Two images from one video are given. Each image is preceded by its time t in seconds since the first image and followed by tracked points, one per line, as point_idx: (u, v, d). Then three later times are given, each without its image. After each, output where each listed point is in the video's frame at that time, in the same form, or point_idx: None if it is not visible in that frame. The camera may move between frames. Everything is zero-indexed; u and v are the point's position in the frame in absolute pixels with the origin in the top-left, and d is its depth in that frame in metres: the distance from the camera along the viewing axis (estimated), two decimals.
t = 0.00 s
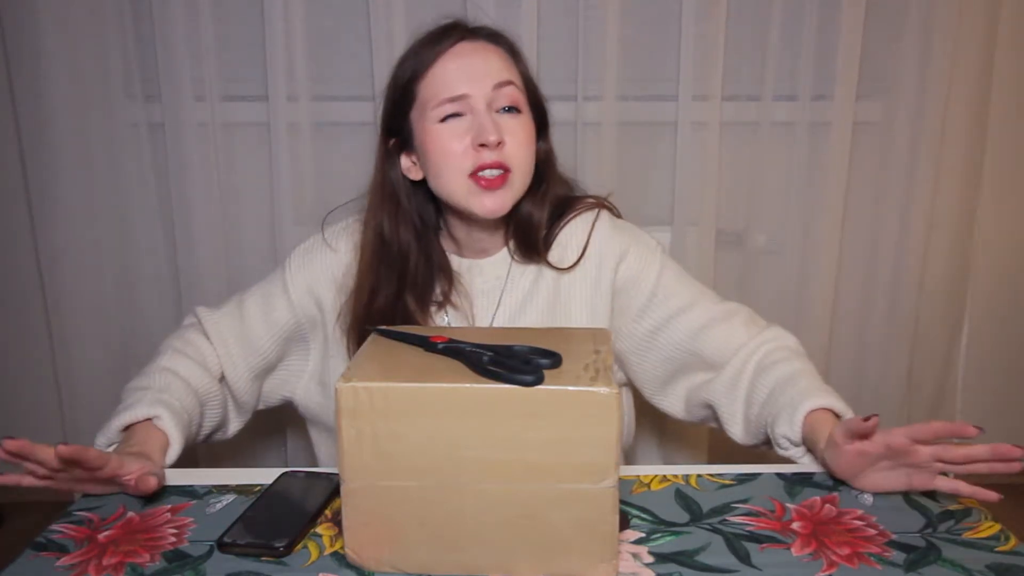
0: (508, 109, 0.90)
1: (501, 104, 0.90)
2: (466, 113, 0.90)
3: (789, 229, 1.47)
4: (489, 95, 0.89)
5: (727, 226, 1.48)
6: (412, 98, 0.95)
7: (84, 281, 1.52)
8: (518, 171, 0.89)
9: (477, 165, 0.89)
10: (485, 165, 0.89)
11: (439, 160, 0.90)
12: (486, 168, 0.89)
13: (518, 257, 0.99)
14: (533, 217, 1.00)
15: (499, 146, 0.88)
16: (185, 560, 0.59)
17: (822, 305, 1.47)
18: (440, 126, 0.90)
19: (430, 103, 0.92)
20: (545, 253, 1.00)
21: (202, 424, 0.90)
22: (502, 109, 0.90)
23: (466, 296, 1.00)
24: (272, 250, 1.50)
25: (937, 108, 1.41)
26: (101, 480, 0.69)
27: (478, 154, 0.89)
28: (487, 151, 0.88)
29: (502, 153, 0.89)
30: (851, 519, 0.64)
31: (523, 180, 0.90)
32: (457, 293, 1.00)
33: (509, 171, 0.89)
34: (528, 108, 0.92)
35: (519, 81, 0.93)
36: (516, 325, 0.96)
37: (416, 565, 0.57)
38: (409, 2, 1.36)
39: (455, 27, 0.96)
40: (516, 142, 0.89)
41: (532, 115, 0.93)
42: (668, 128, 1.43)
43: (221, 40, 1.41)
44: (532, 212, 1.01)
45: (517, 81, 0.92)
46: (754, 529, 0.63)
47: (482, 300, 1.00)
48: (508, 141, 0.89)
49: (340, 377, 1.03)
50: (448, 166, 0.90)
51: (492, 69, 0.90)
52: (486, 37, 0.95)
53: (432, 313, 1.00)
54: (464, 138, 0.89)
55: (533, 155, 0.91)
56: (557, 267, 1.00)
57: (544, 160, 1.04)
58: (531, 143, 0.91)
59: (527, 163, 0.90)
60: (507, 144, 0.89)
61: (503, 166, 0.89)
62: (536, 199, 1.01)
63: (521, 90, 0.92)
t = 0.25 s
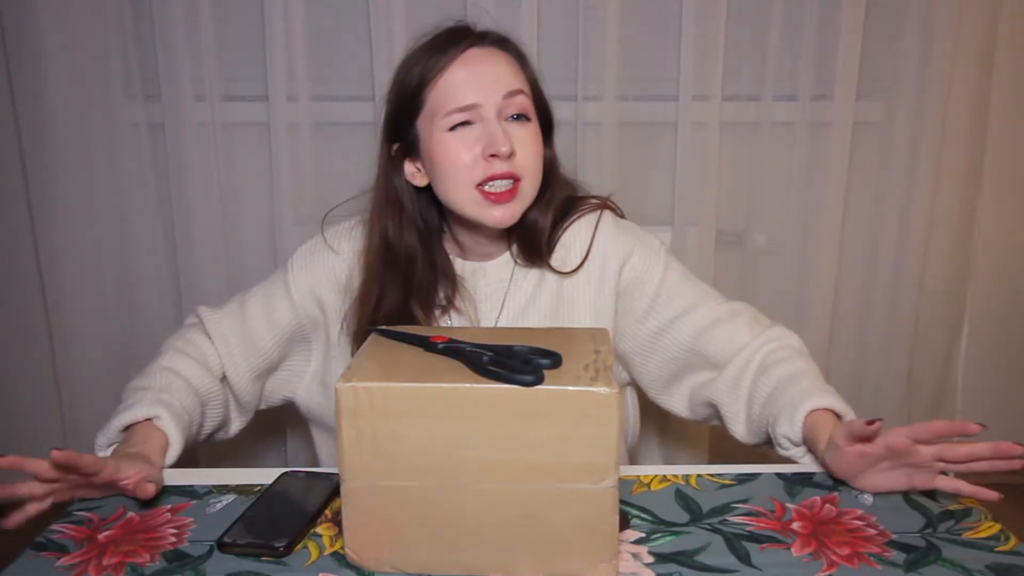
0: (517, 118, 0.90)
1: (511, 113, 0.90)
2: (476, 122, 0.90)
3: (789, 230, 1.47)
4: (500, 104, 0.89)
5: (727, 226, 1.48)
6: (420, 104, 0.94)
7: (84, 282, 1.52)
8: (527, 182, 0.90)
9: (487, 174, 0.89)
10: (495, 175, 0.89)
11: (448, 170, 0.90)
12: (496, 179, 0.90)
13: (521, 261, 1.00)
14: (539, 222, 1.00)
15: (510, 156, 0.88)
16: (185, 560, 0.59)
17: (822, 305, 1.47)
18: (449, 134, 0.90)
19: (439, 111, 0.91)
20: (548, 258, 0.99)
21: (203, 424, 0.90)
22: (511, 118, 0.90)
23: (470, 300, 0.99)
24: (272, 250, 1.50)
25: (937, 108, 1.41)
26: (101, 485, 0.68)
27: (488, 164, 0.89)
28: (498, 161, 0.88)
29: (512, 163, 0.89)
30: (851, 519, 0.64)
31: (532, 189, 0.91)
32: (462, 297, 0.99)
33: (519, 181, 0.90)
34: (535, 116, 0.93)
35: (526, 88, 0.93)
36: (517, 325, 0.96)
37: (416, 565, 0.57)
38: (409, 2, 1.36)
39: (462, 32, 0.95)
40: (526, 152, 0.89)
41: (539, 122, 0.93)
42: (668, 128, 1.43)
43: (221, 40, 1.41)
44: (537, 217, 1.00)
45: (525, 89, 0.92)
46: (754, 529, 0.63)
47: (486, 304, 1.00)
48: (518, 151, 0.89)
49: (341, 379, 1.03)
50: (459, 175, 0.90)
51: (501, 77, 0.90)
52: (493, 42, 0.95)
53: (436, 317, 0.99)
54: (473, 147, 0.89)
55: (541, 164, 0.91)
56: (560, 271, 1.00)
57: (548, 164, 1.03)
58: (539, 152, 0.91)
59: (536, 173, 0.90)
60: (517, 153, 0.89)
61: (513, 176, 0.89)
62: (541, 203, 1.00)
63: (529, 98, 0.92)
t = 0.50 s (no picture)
0: (505, 120, 0.90)
1: (498, 114, 0.89)
2: (460, 122, 0.89)
3: (789, 230, 1.47)
4: (486, 105, 0.89)
5: (727, 226, 1.48)
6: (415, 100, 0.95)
7: (84, 282, 1.52)
8: (509, 184, 0.90)
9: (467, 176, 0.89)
10: (476, 177, 0.89)
11: (431, 168, 0.91)
12: (477, 180, 0.90)
13: (523, 262, 1.00)
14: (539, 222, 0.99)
15: (490, 158, 0.88)
16: (185, 560, 0.59)
17: (823, 305, 1.47)
18: (433, 132, 0.90)
19: (426, 106, 0.91)
20: (550, 259, 0.99)
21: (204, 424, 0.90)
22: (499, 119, 0.89)
23: (472, 301, 1.00)
24: (272, 250, 1.50)
25: (937, 108, 1.41)
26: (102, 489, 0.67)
27: (469, 165, 0.89)
28: (478, 163, 0.88)
29: (492, 165, 0.89)
30: (850, 519, 0.64)
31: (514, 192, 0.90)
32: (464, 299, 0.99)
33: (501, 184, 0.90)
34: (527, 118, 0.92)
35: (520, 90, 0.92)
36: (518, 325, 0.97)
37: (416, 565, 0.57)
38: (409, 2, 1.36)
39: (467, 32, 0.96)
40: (509, 154, 0.89)
41: (532, 125, 0.92)
42: (668, 128, 1.43)
43: (221, 40, 1.41)
44: (537, 218, 1.00)
45: (518, 90, 0.91)
46: (755, 529, 0.63)
47: (488, 305, 1.00)
48: (500, 153, 0.89)
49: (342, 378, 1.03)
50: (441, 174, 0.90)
51: (491, 77, 0.89)
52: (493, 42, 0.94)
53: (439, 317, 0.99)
54: (456, 147, 0.89)
55: (526, 168, 0.91)
56: (562, 273, 1.00)
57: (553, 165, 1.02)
58: (525, 155, 0.91)
59: (519, 176, 0.90)
60: (499, 156, 0.89)
61: (494, 178, 0.90)
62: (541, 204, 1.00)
63: (521, 100, 0.91)
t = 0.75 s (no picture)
0: (484, 124, 0.89)
1: (477, 117, 0.89)
2: (437, 123, 0.89)
3: (789, 230, 1.47)
4: (465, 108, 0.88)
5: (727, 226, 1.48)
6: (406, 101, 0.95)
7: (84, 282, 1.52)
8: (480, 188, 0.89)
9: (437, 179, 0.88)
10: (446, 179, 0.88)
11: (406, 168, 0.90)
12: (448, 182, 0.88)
13: (521, 265, 0.99)
14: (536, 222, 0.99)
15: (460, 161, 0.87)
16: (185, 560, 0.59)
17: (823, 305, 1.47)
18: (411, 133, 0.90)
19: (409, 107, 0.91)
20: (549, 262, 0.99)
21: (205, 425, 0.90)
22: (478, 123, 0.89)
23: (472, 301, 1.00)
24: (272, 250, 1.50)
25: (937, 108, 1.41)
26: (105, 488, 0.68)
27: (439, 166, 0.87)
28: (448, 165, 0.87)
29: (463, 169, 0.88)
30: (850, 519, 0.64)
31: (485, 199, 0.89)
32: (463, 299, 1.00)
33: (471, 187, 0.89)
34: (509, 125, 0.91)
35: (505, 96, 0.91)
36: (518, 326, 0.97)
37: (416, 565, 0.57)
38: (409, 2, 1.37)
39: (468, 35, 0.96)
40: (482, 160, 0.88)
41: (513, 132, 0.91)
42: (668, 128, 1.43)
43: (221, 40, 1.41)
44: (534, 218, 0.99)
45: (501, 96, 0.90)
46: (755, 529, 0.63)
47: (487, 305, 1.00)
48: (472, 157, 0.88)
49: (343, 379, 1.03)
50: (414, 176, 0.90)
51: (472, 80, 0.89)
52: (485, 46, 0.94)
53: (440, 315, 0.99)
54: (429, 147, 0.88)
55: (499, 173, 0.90)
56: (561, 274, 1.00)
57: (555, 164, 1.01)
58: (500, 160, 0.90)
59: (491, 181, 0.89)
60: (471, 161, 0.88)
61: (465, 181, 0.88)
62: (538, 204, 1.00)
63: (503, 106, 0.91)
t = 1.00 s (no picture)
0: (483, 112, 0.89)
1: (476, 106, 0.89)
2: (437, 112, 0.89)
3: (788, 230, 1.47)
4: (464, 96, 0.88)
5: (727, 226, 1.48)
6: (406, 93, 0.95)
7: (84, 282, 1.52)
8: (482, 176, 0.89)
9: (438, 167, 0.88)
10: (448, 167, 0.88)
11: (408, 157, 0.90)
12: (449, 170, 0.88)
13: (521, 259, 0.99)
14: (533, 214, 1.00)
15: (460, 149, 0.87)
16: (185, 560, 0.59)
17: (823, 305, 1.47)
18: (412, 122, 0.90)
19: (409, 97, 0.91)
20: (549, 255, 0.99)
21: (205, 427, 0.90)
22: (477, 112, 0.89)
23: (471, 300, 1.00)
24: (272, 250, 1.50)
25: (937, 108, 1.41)
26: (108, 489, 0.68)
27: (441, 155, 0.87)
28: (449, 153, 0.87)
29: (464, 158, 0.88)
30: (850, 519, 0.64)
31: (487, 188, 0.89)
32: (461, 296, 1.00)
33: (473, 175, 0.88)
34: (509, 113, 0.91)
35: (504, 84, 0.91)
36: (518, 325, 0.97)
37: (416, 565, 0.57)
38: (409, 2, 1.37)
39: (466, 26, 0.96)
40: (483, 148, 0.88)
41: (513, 120, 0.91)
42: (668, 128, 1.43)
43: (221, 40, 1.41)
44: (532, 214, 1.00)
45: (499, 85, 0.90)
46: (755, 529, 0.63)
47: (486, 304, 1.00)
48: (472, 145, 0.88)
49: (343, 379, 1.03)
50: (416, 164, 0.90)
51: (470, 68, 0.89)
52: (483, 36, 0.94)
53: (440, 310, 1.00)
54: (429, 135, 0.88)
55: (501, 161, 0.90)
56: (560, 270, 1.00)
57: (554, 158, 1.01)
58: (500, 147, 0.90)
59: (492, 168, 0.89)
60: (472, 149, 0.88)
61: (466, 169, 0.88)
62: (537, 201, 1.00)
63: (502, 95, 0.91)
